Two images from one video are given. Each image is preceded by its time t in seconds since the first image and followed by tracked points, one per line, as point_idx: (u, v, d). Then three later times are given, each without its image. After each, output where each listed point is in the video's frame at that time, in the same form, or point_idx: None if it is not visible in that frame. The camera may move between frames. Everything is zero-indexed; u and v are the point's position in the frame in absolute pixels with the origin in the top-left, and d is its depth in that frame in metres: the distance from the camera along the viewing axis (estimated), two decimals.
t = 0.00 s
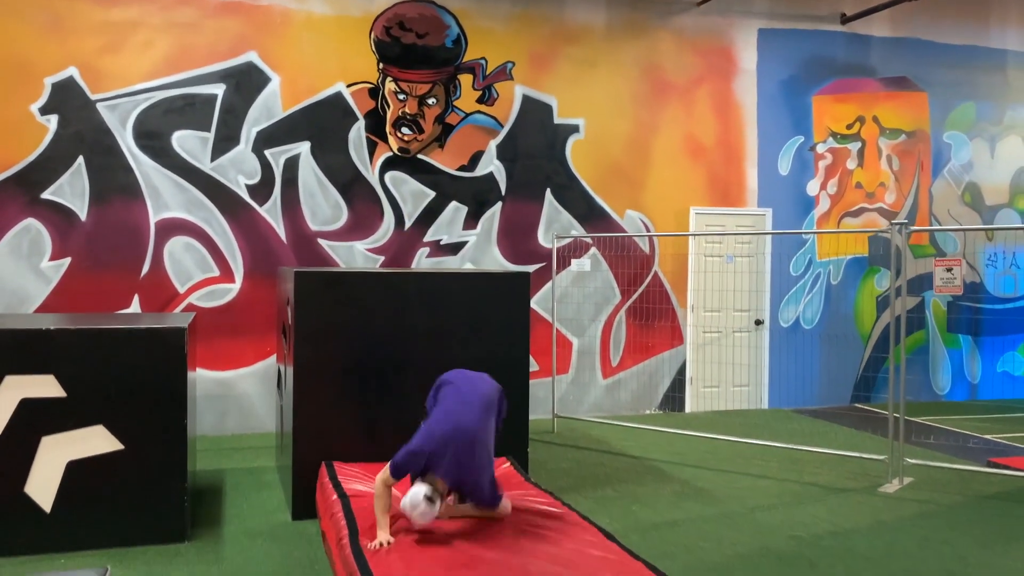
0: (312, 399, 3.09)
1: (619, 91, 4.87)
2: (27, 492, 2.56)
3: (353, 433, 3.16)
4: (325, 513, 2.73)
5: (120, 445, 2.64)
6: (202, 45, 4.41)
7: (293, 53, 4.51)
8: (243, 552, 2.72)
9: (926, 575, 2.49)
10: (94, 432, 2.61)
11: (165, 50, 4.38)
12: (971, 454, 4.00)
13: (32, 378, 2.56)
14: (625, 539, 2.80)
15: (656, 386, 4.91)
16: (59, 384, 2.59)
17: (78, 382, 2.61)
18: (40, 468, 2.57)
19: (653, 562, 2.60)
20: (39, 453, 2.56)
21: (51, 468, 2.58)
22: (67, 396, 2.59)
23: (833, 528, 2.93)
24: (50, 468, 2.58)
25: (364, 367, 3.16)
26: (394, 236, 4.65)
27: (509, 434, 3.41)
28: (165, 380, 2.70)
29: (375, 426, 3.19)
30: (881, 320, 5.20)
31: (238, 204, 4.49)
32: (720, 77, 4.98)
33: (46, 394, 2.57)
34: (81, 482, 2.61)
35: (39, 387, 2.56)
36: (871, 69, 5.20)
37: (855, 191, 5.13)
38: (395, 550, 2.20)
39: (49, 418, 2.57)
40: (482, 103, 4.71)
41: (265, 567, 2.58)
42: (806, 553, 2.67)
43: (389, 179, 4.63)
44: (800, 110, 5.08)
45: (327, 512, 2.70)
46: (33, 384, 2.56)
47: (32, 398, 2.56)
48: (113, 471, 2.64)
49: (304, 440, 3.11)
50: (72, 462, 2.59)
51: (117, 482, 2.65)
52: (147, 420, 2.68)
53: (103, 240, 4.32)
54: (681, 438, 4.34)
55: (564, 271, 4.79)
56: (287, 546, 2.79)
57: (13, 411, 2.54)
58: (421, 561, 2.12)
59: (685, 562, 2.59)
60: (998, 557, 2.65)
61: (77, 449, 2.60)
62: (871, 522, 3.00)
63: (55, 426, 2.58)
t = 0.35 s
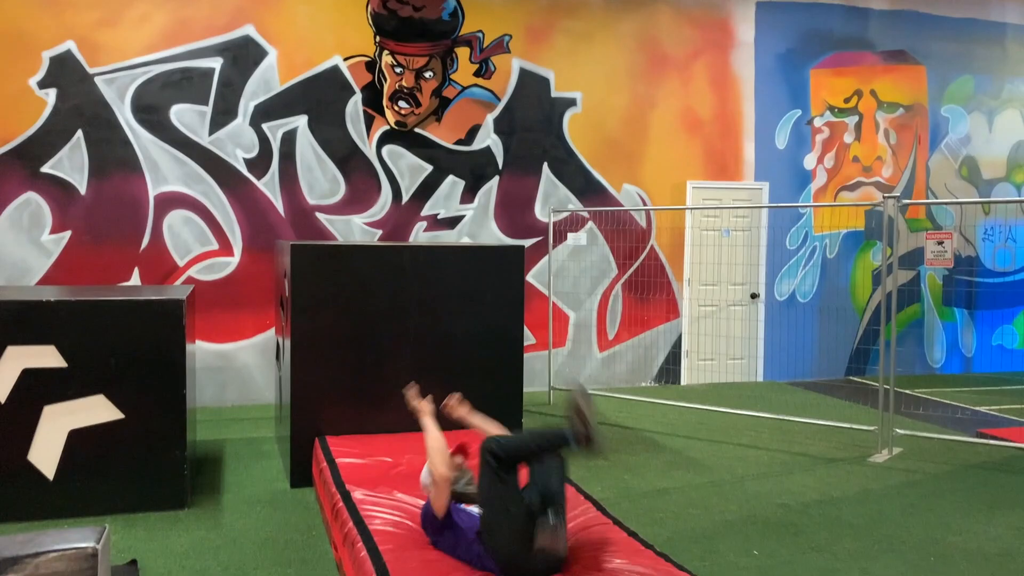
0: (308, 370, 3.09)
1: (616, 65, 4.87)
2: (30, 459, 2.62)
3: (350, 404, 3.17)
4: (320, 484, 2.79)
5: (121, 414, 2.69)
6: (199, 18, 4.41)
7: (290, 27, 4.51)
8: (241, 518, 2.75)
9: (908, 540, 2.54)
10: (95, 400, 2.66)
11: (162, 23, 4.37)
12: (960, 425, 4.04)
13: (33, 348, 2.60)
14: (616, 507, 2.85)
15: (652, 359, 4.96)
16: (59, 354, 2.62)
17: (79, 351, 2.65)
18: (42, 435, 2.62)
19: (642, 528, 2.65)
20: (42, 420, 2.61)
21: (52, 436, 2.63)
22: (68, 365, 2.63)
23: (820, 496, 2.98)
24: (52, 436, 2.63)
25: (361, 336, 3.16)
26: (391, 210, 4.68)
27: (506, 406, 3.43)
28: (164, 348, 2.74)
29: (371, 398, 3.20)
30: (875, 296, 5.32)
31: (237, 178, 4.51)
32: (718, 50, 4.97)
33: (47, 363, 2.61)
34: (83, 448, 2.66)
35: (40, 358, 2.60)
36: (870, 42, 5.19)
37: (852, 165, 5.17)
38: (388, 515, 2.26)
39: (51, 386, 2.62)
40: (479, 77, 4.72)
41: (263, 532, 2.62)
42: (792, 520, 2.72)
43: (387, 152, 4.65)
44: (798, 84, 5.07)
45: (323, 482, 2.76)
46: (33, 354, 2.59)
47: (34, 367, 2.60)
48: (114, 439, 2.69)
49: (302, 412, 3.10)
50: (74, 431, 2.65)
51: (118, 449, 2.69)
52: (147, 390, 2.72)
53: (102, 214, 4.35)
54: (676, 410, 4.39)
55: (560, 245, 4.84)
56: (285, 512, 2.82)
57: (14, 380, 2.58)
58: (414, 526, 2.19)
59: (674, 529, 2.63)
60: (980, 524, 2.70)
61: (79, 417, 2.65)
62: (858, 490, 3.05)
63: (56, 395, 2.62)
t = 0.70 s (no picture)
0: (304, 345, 3.08)
1: (614, 40, 4.84)
2: (30, 432, 2.65)
3: (346, 379, 3.17)
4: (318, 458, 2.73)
5: (118, 388, 2.71)
6: None
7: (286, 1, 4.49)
8: (239, 490, 2.77)
9: (896, 513, 2.56)
10: (93, 373, 2.68)
11: None
12: (952, 399, 4.07)
13: (29, 323, 2.61)
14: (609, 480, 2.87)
15: (648, 334, 4.95)
16: (57, 329, 2.64)
17: (76, 326, 2.66)
18: (41, 407, 2.64)
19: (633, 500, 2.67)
20: (41, 393, 2.64)
21: (52, 409, 2.66)
22: (65, 340, 2.65)
23: (811, 469, 3.01)
24: (51, 410, 2.65)
25: (357, 309, 3.14)
26: (389, 184, 4.68)
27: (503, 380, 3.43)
28: (161, 322, 2.75)
29: (367, 373, 3.20)
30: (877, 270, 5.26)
31: (234, 153, 4.52)
32: (717, 25, 4.94)
33: (44, 338, 2.63)
34: (82, 418, 2.68)
35: (38, 333, 2.62)
36: (870, 16, 5.15)
37: (851, 140, 5.17)
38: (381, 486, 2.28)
39: (50, 356, 2.64)
40: (477, 51, 4.70)
41: (260, 503, 2.64)
42: (782, 492, 2.75)
43: (384, 128, 4.65)
44: (798, 58, 5.05)
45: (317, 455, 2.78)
46: (31, 329, 2.61)
47: (32, 342, 2.62)
48: (112, 410, 2.71)
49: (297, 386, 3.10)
50: (72, 405, 2.67)
51: (116, 421, 2.72)
52: (144, 363, 2.74)
53: (101, 189, 4.36)
54: (672, 384, 4.41)
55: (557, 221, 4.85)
56: (282, 484, 2.84)
57: (13, 355, 2.60)
58: (406, 499, 2.18)
59: (664, 501, 2.66)
60: (969, 497, 2.72)
61: (77, 392, 2.67)
62: (849, 464, 3.07)
63: (54, 370, 2.65)
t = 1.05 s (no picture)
0: (303, 329, 3.09)
1: (614, 24, 4.83)
2: (31, 416, 2.67)
3: (346, 363, 3.19)
4: (316, 442, 2.81)
5: (119, 372, 2.73)
6: None
7: None
8: (240, 473, 2.80)
9: (891, 497, 2.58)
10: (94, 357, 2.70)
11: None
12: (949, 384, 4.09)
13: (30, 309, 2.62)
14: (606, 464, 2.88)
15: (648, 319, 4.98)
16: (58, 315, 2.66)
17: (76, 310, 2.67)
18: (42, 391, 2.66)
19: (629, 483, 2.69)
20: (43, 377, 2.66)
21: (53, 394, 2.67)
22: (66, 325, 2.67)
23: (807, 453, 3.03)
24: (53, 394, 2.67)
25: (356, 293, 3.15)
26: (389, 169, 4.68)
27: (502, 364, 3.44)
28: (160, 306, 2.76)
29: (366, 357, 3.21)
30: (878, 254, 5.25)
31: (233, 138, 4.52)
32: (717, 10, 4.92)
33: (45, 322, 2.64)
34: (83, 402, 2.70)
35: (39, 318, 2.64)
36: None
37: (851, 125, 5.16)
38: (379, 470, 2.29)
39: (52, 339, 2.66)
40: (476, 35, 4.69)
41: (259, 487, 2.66)
42: (778, 476, 2.77)
43: (383, 113, 4.64)
44: (798, 43, 5.03)
45: (317, 440, 2.79)
46: (31, 314, 2.63)
47: (33, 327, 2.63)
48: (113, 394, 2.73)
49: (297, 369, 3.12)
50: (73, 389, 2.69)
51: (116, 404, 2.74)
52: (144, 348, 2.75)
53: (101, 174, 4.36)
54: (671, 369, 4.43)
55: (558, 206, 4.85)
56: (282, 468, 2.86)
57: (15, 338, 2.62)
58: (404, 487, 2.17)
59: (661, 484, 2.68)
60: (964, 481, 2.75)
61: (78, 376, 2.69)
62: (845, 448, 3.09)
63: (55, 354, 2.66)
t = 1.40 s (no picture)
0: (301, 323, 3.11)
1: (612, 18, 4.82)
2: (30, 410, 2.69)
3: (344, 357, 3.20)
4: (314, 434, 2.82)
5: (117, 366, 2.74)
6: None
7: None
8: (238, 466, 2.82)
9: (884, 490, 2.60)
10: (92, 352, 2.71)
11: None
12: (945, 377, 4.11)
13: (29, 303, 2.64)
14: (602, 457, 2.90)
15: (645, 313, 4.99)
16: (56, 309, 2.67)
17: (74, 305, 2.69)
18: (41, 385, 2.68)
19: (624, 476, 2.72)
20: (41, 371, 2.68)
21: (52, 387, 2.69)
22: (64, 319, 2.68)
23: (802, 447, 3.05)
24: (52, 388, 2.69)
25: (353, 287, 3.17)
26: (387, 163, 4.69)
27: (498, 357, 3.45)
28: (158, 300, 2.77)
29: (364, 351, 3.23)
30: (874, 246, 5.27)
31: (231, 131, 4.52)
32: (716, 3, 4.91)
33: (43, 317, 2.66)
34: (82, 396, 2.72)
35: (38, 312, 2.65)
36: None
37: (849, 118, 5.16)
38: (375, 464, 2.30)
39: (50, 333, 2.67)
40: (474, 29, 4.68)
41: (257, 479, 2.68)
42: (773, 469, 2.79)
43: (381, 106, 4.64)
44: (797, 36, 5.03)
45: (314, 434, 2.81)
46: (30, 308, 2.64)
47: (31, 321, 2.65)
48: (112, 388, 2.75)
49: (294, 363, 3.14)
50: (72, 383, 2.71)
51: (115, 397, 2.76)
52: (142, 342, 2.76)
53: (99, 167, 4.37)
54: (668, 362, 4.44)
55: (556, 200, 4.89)
56: (280, 461, 2.88)
57: (14, 332, 2.64)
58: (400, 481, 2.18)
59: (655, 477, 2.71)
60: (957, 474, 2.77)
61: (77, 370, 2.71)
62: (840, 441, 3.11)
63: (54, 348, 2.68)
